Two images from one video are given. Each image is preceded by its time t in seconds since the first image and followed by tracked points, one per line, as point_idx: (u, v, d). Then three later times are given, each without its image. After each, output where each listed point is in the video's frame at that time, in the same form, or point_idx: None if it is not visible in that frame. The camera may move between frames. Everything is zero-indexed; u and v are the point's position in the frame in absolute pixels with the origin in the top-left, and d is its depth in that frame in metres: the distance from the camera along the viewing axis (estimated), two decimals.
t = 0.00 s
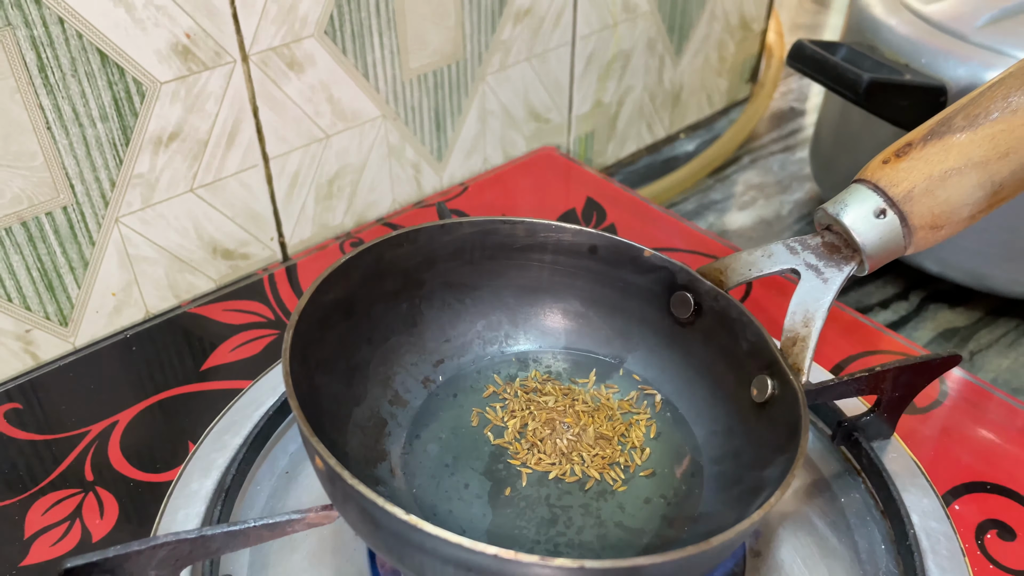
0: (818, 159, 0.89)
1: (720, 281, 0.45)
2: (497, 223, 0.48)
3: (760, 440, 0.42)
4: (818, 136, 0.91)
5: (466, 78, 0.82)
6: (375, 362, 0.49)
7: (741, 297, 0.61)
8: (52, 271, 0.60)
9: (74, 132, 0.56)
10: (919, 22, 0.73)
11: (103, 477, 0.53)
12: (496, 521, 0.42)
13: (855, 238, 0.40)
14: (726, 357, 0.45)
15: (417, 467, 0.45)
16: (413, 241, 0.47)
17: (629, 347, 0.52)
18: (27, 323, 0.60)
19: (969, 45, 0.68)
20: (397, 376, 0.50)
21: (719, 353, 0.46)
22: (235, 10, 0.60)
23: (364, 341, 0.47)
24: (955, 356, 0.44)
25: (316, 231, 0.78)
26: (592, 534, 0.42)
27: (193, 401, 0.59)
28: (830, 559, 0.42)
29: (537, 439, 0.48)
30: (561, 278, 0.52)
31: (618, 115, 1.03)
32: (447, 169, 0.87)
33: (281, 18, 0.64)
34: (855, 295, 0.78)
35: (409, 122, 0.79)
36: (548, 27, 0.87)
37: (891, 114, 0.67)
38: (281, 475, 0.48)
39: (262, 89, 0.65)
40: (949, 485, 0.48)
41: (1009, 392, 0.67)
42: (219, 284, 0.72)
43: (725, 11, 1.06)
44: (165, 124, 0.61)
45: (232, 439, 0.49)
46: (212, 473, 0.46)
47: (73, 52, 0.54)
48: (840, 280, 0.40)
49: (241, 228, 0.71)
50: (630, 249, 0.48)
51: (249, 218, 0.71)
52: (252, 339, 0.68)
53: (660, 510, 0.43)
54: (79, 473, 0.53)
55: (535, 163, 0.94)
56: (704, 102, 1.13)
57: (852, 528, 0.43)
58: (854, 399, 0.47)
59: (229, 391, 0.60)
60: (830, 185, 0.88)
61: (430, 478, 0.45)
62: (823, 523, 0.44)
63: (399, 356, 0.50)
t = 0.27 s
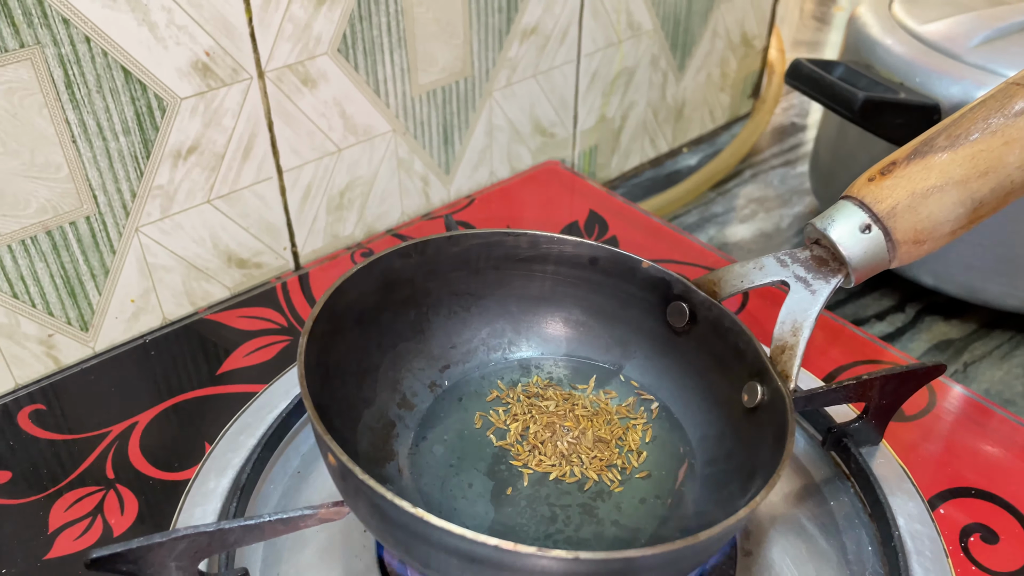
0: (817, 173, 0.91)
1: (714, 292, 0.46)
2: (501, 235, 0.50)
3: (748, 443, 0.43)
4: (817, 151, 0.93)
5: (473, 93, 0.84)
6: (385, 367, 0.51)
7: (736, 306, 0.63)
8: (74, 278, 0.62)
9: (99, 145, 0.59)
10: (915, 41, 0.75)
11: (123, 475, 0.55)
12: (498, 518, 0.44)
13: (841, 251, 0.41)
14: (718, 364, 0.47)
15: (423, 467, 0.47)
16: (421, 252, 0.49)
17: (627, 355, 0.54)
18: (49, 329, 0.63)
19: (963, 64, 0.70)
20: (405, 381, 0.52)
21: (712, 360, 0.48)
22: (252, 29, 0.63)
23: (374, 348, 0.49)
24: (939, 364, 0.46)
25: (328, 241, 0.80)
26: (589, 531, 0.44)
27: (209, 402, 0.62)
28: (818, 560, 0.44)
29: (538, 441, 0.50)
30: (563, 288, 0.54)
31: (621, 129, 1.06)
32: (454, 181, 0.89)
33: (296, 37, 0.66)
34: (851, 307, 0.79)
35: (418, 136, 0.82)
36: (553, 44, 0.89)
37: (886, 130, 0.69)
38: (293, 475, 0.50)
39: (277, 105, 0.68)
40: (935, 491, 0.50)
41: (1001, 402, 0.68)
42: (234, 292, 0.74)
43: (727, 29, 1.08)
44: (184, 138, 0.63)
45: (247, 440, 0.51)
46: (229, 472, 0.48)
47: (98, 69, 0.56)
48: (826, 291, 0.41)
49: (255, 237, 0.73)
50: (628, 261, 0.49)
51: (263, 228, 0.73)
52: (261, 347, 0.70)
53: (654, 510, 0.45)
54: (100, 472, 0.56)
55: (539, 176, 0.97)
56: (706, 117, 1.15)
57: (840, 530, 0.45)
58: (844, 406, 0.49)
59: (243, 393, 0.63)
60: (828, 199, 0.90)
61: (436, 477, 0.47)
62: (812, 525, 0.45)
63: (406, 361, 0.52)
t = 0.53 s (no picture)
0: (817, 190, 0.93)
1: (702, 306, 0.47)
2: (500, 249, 0.52)
3: (732, 451, 0.45)
4: (817, 168, 0.94)
5: (480, 109, 0.87)
6: (387, 373, 0.53)
7: (730, 319, 0.65)
8: (93, 284, 0.65)
9: (118, 158, 0.61)
10: (912, 63, 0.76)
11: (136, 474, 0.58)
12: (489, 521, 0.46)
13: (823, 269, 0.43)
14: (705, 375, 0.48)
15: (421, 470, 0.49)
16: (423, 264, 0.51)
17: (620, 365, 0.56)
18: (68, 333, 0.65)
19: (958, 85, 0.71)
20: (407, 387, 0.53)
21: (700, 371, 0.49)
22: (267, 47, 0.66)
23: (376, 355, 0.51)
24: (921, 379, 0.47)
25: (337, 251, 0.83)
26: (578, 535, 0.45)
27: (220, 405, 0.65)
28: (800, 565, 0.45)
29: (532, 447, 0.51)
30: (559, 300, 0.56)
31: (625, 144, 1.08)
32: (461, 194, 0.92)
33: (309, 55, 0.69)
34: (848, 322, 0.80)
35: (425, 150, 0.84)
36: (558, 62, 0.92)
37: (880, 150, 0.70)
38: (299, 475, 0.53)
39: (290, 120, 0.71)
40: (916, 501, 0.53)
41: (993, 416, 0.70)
42: (245, 300, 0.77)
43: (731, 47, 1.10)
44: (200, 151, 0.66)
45: (255, 442, 0.53)
46: (236, 472, 0.51)
47: (119, 86, 0.58)
48: (809, 306, 0.43)
49: (267, 247, 0.76)
50: (622, 275, 0.51)
51: (275, 238, 0.76)
52: (272, 352, 0.72)
53: (642, 514, 0.47)
54: (114, 471, 0.58)
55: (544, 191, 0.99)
56: (710, 133, 1.17)
57: (823, 537, 0.46)
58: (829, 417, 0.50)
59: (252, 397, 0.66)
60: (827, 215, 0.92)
61: (433, 479, 0.48)
62: (796, 532, 0.47)
63: (407, 368, 0.54)
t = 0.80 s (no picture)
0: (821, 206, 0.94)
1: (691, 317, 0.49)
2: (500, 259, 0.54)
3: (714, 458, 0.46)
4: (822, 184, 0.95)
5: (490, 123, 0.89)
6: (388, 376, 0.55)
7: (724, 331, 0.66)
8: (113, 285, 0.68)
9: (140, 164, 0.64)
10: (913, 84, 0.77)
11: (148, 467, 0.61)
12: (481, 519, 0.47)
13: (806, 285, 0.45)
14: (692, 385, 0.50)
15: (418, 470, 0.51)
16: (425, 272, 0.53)
17: (612, 373, 0.57)
18: (89, 331, 0.68)
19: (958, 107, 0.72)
20: (406, 390, 0.55)
21: (688, 381, 0.51)
22: (284, 61, 0.69)
23: (378, 358, 0.53)
24: (904, 394, 0.48)
25: (348, 257, 0.85)
26: (565, 534, 0.47)
27: (231, 404, 0.68)
28: (780, 570, 0.46)
29: (525, 449, 0.53)
30: (556, 310, 0.58)
31: (634, 158, 1.10)
32: (470, 205, 0.94)
33: (324, 69, 0.72)
34: (847, 336, 0.81)
35: (436, 161, 0.87)
36: (567, 77, 0.94)
37: (879, 169, 0.71)
38: (303, 472, 0.55)
39: (305, 131, 0.74)
40: (898, 511, 0.54)
41: (987, 433, 0.70)
42: (258, 303, 0.79)
43: (741, 64, 1.12)
44: (218, 159, 0.69)
45: (262, 439, 0.56)
46: (243, 466, 0.53)
47: (143, 96, 0.61)
48: (791, 320, 0.44)
49: (281, 252, 0.79)
50: (616, 287, 0.53)
51: (289, 244, 0.79)
52: (283, 352, 0.75)
53: (627, 516, 0.48)
54: (128, 463, 0.61)
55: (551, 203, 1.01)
56: (719, 148, 1.19)
57: (805, 544, 0.48)
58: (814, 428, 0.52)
59: (262, 397, 0.69)
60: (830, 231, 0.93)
61: (428, 477, 0.50)
62: (777, 538, 0.48)
63: (408, 372, 0.56)
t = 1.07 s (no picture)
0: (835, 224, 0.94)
1: (685, 331, 0.50)
2: (502, 269, 0.55)
3: (702, 468, 0.47)
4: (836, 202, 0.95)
5: (506, 134, 0.91)
6: (390, 380, 0.56)
7: (726, 346, 0.66)
8: (135, 283, 0.70)
9: (163, 167, 0.67)
10: (927, 106, 0.77)
11: (159, 459, 0.63)
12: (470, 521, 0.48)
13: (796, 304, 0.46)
14: (686, 398, 0.50)
15: (413, 471, 0.52)
16: (428, 279, 0.54)
17: (609, 384, 0.58)
18: (110, 326, 0.71)
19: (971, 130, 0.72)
20: (407, 394, 0.57)
21: (681, 394, 0.51)
22: (304, 71, 0.71)
23: (381, 361, 0.55)
24: (896, 412, 0.49)
25: (363, 262, 0.87)
26: (553, 539, 0.48)
27: (243, 401, 0.70)
28: None
29: (519, 455, 0.53)
30: (557, 320, 0.58)
31: (650, 171, 1.11)
32: (485, 214, 0.96)
33: (343, 79, 0.74)
34: (856, 355, 0.81)
35: (452, 171, 0.89)
36: (584, 91, 0.95)
37: (888, 189, 0.71)
38: (306, 470, 0.57)
39: (323, 139, 0.76)
40: (888, 529, 0.55)
41: (992, 456, 0.70)
42: (274, 304, 0.82)
43: (760, 81, 1.12)
44: (238, 164, 0.71)
45: (268, 436, 0.57)
46: (249, 463, 0.55)
47: (167, 102, 0.64)
48: (782, 336, 0.45)
49: (297, 255, 0.81)
50: (615, 299, 0.53)
51: (305, 248, 0.81)
52: (295, 353, 0.77)
53: (615, 524, 0.49)
54: (140, 455, 0.63)
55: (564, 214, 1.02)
56: (736, 163, 1.19)
57: (792, 558, 0.48)
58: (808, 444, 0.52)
59: (273, 395, 0.71)
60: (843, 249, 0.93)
61: (423, 478, 0.51)
62: (766, 551, 0.49)
63: (409, 376, 0.57)
